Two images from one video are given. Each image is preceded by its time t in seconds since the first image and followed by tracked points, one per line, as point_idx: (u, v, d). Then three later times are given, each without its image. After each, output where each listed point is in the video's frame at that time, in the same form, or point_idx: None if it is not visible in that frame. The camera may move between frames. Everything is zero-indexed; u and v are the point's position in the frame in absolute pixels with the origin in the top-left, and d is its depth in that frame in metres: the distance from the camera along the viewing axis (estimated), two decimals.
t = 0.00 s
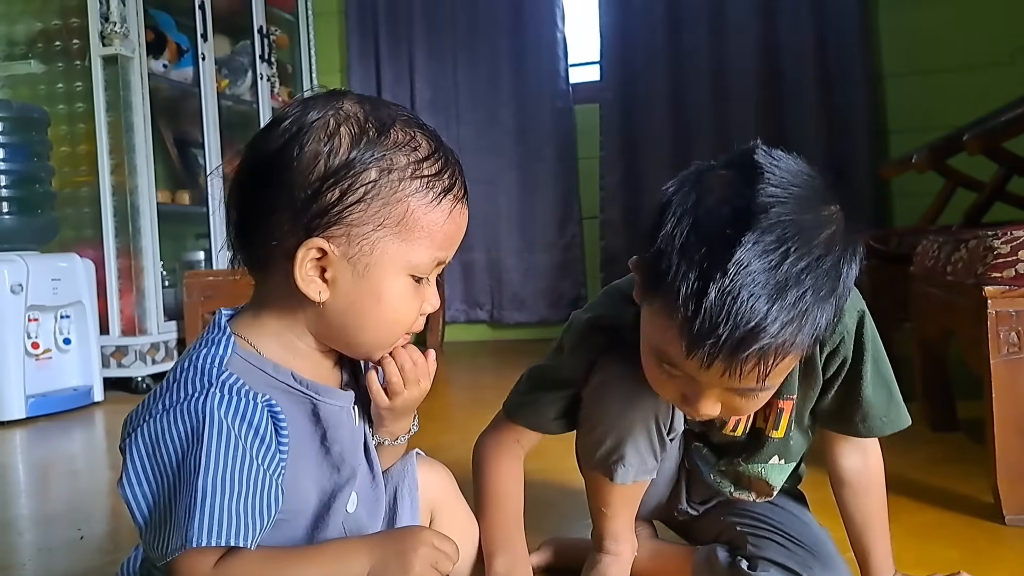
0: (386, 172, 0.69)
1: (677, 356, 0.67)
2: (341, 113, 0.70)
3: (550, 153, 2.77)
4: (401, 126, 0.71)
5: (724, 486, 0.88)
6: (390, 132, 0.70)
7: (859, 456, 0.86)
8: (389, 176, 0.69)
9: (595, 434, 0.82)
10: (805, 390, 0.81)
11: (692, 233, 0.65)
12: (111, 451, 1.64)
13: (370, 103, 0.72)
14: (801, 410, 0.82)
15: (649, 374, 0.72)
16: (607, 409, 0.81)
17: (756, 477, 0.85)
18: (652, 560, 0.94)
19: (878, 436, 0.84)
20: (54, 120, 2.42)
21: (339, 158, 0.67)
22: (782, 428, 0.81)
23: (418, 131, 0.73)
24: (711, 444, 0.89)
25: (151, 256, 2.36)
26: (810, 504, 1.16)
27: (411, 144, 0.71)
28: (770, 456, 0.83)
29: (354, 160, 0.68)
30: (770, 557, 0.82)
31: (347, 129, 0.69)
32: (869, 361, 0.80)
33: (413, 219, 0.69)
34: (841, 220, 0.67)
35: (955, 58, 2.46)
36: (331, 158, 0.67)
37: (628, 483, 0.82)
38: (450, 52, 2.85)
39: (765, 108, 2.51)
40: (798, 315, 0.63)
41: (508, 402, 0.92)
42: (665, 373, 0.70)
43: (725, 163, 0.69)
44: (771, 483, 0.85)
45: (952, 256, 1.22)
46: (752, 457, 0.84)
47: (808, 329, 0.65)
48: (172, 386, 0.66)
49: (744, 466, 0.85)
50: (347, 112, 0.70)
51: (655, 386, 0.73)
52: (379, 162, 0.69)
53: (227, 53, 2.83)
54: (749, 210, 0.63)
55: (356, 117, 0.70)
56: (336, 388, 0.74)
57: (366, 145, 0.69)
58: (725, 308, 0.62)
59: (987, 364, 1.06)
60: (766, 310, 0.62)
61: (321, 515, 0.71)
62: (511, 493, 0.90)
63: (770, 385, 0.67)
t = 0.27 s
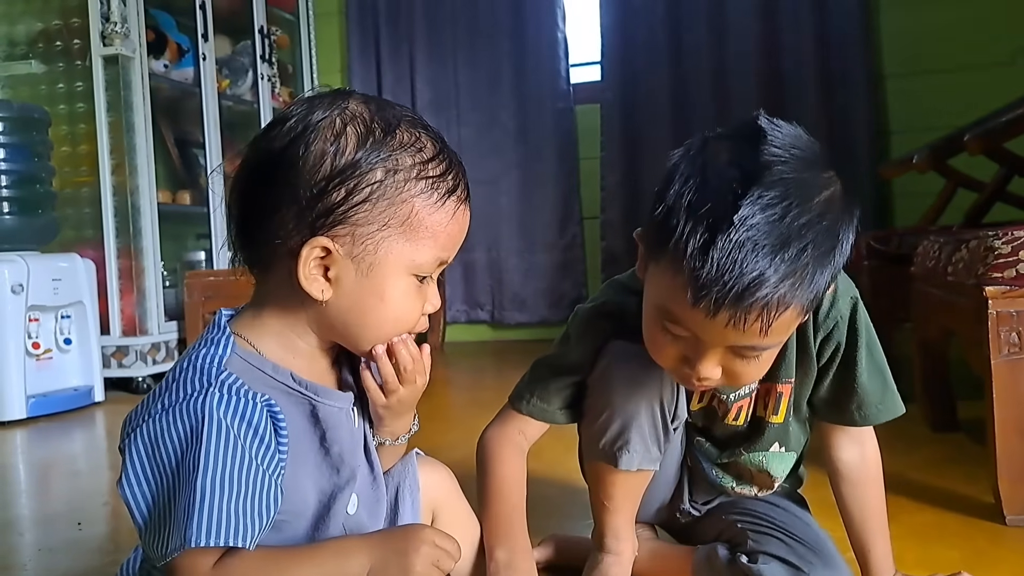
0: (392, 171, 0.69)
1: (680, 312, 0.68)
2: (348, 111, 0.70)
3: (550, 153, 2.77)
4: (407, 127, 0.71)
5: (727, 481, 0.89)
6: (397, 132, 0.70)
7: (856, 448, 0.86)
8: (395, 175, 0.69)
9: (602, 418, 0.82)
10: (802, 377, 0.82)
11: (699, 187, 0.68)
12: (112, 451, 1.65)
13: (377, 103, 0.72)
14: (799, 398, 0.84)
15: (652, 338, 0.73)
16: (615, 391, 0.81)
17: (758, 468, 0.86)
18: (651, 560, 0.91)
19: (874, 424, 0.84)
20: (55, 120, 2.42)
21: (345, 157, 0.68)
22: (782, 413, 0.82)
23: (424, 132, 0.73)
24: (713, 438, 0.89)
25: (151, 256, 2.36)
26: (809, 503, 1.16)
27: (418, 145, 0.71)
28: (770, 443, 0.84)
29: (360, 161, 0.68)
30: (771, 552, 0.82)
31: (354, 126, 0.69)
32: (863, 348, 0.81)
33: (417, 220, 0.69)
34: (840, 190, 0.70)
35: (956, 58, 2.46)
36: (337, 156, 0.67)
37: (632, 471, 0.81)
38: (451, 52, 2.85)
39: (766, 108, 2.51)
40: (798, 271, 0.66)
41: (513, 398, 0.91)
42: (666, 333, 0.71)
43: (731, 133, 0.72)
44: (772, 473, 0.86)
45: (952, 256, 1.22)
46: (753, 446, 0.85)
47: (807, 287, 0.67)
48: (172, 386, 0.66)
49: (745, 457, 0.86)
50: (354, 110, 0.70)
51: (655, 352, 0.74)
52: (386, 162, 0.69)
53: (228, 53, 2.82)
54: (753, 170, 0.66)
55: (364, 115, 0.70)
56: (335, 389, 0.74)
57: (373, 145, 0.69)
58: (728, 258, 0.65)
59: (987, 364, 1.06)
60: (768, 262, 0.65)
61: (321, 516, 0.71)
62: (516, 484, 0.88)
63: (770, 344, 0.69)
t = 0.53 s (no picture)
0: (386, 165, 0.69)
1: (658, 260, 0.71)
2: (337, 108, 0.70)
3: (551, 153, 2.77)
4: (398, 121, 0.71)
5: (730, 479, 0.89)
6: (389, 126, 0.70)
7: (856, 444, 0.86)
8: (389, 169, 0.69)
9: (604, 405, 0.82)
10: (803, 369, 0.84)
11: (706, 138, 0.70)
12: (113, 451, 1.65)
13: (368, 99, 0.72)
14: (799, 391, 0.86)
15: (639, 289, 0.75)
16: (617, 378, 0.82)
17: (760, 463, 0.87)
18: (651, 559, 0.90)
19: (873, 418, 0.85)
20: (56, 120, 2.43)
21: (338, 154, 0.67)
22: (783, 404, 0.84)
23: (416, 126, 0.73)
24: (713, 433, 0.89)
25: (152, 256, 2.37)
26: (810, 503, 1.16)
27: (409, 138, 0.71)
28: (772, 435, 0.85)
29: (354, 157, 0.68)
30: (773, 549, 0.82)
31: (345, 121, 0.69)
32: (862, 343, 0.83)
33: (413, 213, 0.69)
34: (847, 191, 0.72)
35: (956, 58, 2.46)
36: (330, 152, 0.67)
37: (633, 462, 0.81)
38: (451, 51, 2.85)
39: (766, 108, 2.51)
40: (774, 236, 0.67)
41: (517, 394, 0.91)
42: (648, 282, 0.74)
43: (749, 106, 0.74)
44: (774, 467, 0.86)
45: (953, 256, 1.22)
46: (754, 438, 0.85)
47: (778, 259, 0.68)
48: (169, 391, 0.66)
49: (747, 451, 0.86)
50: (344, 106, 0.70)
51: (640, 303, 0.76)
52: (379, 155, 0.69)
53: (228, 52, 2.82)
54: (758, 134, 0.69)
55: (355, 111, 0.70)
56: (333, 393, 0.74)
57: (365, 141, 0.69)
58: (705, 207, 0.66)
59: (989, 365, 1.06)
60: (746, 216, 0.66)
61: (320, 520, 0.71)
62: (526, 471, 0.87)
63: (736, 309, 0.71)
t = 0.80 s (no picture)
0: (380, 168, 0.69)
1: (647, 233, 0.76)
2: (332, 109, 0.69)
3: (551, 152, 2.77)
4: (395, 124, 0.71)
5: (737, 475, 0.89)
6: (386, 127, 0.70)
7: (857, 439, 0.86)
8: (384, 171, 0.69)
9: (612, 397, 0.82)
10: (809, 362, 0.85)
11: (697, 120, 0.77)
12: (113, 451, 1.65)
13: (365, 100, 0.72)
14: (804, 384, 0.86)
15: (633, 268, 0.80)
16: (624, 371, 0.81)
17: (767, 457, 0.86)
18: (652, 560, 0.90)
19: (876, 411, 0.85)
20: (56, 119, 2.43)
21: (332, 156, 0.67)
22: (789, 395, 0.85)
23: (414, 127, 0.72)
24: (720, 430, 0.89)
25: (153, 256, 2.37)
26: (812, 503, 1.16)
27: (407, 140, 0.71)
28: (778, 426, 0.85)
29: (349, 157, 0.68)
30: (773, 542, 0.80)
31: (340, 124, 0.69)
32: (866, 335, 0.83)
33: (407, 215, 0.69)
34: (834, 180, 0.77)
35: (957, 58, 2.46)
36: (324, 155, 0.67)
37: (639, 454, 0.81)
38: (452, 51, 2.85)
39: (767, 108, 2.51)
40: (755, 206, 0.72)
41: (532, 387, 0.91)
42: (641, 260, 0.77)
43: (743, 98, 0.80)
44: (781, 460, 0.86)
45: (954, 255, 1.22)
46: (760, 430, 0.86)
47: (758, 231, 0.72)
48: (165, 392, 0.66)
49: (753, 445, 0.86)
50: (340, 107, 0.70)
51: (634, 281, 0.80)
52: (375, 159, 0.68)
53: (229, 52, 2.82)
54: (745, 116, 0.75)
55: (350, 112, 0.70)
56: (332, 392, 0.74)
57: (361, 142, 0.68)
58: (687, 176, 0.72)
59: (989, 365, 1.06)
60: (727, 185, 0.71)
61: (320, 519, 0.71)
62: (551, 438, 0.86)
63: (722, 284, 0.74)
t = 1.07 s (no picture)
0: (385, 172, 0.68)
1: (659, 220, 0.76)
2: (342, 111, 0.70)
3: (551, 152, 2.77)
4: (403, 130, 0.71)
5: (741, 469, 0.88)
6: (394, 130, 0.70)
7: (860, 435, 0.86)
8: (388, 176, 0.69)
9: (621, 392, 0.83)
10: (811, 355, 0.85)
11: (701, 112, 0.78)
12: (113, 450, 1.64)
13: (375, 104, 0.72)
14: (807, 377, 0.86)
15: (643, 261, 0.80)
16: (634, 365, 0.82)
17: (770, 450, 0.86)
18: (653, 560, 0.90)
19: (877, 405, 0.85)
20: (57, 118, 2.43)
21: (339, 159, 0.67)
22: (790, 386, 0.85)
23: (423, 132, 0.73)
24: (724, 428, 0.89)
25: (153, 255, 2.37)
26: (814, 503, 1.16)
27: (415, 144, 0.71)
28: (780, 417, 0.85)
29: (355, 158, 0.68)
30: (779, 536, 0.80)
31: (348, 127, 0.69)
32: (867, 329, 0.83)
33: (410, 220, 0.69)
34: (838, 164, 0.78)
35: (957, 57, 2.46)
36: (330, 156, 0.67)
37: (646, 449, 0.81)
38: (452, 50, 2.85)
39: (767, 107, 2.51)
40: (765, 186, 0.73)
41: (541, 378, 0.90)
42: (651, 251, 0.78)
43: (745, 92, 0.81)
44: (783, 452, 0.86)
45: (954, 254, 1.22)
46: (762, 421, 0.86)
47: (769, 212, 0.73)
48: (172, 383, 0.66)
49: (756, 435, 0.86)
50: (349, 109, 0.70)
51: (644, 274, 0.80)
52: (381, 167, 0.69)
53: (229, 51, 2.82)
54: (748, 103, 0.76)
55: (358, 113, 0.70)
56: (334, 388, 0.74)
57: (368, 143, 0.69)
58: (698, 160, 0.73)
59: (989, 364, 1.06)
60: (736, 167, 0.72)
61: (321, 514, 0.71)
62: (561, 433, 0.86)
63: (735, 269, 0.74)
